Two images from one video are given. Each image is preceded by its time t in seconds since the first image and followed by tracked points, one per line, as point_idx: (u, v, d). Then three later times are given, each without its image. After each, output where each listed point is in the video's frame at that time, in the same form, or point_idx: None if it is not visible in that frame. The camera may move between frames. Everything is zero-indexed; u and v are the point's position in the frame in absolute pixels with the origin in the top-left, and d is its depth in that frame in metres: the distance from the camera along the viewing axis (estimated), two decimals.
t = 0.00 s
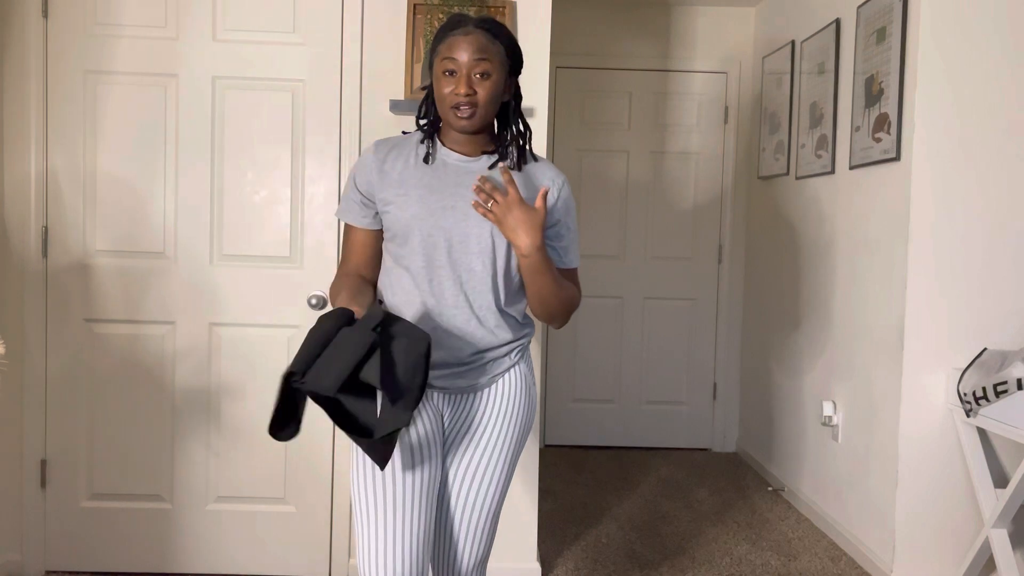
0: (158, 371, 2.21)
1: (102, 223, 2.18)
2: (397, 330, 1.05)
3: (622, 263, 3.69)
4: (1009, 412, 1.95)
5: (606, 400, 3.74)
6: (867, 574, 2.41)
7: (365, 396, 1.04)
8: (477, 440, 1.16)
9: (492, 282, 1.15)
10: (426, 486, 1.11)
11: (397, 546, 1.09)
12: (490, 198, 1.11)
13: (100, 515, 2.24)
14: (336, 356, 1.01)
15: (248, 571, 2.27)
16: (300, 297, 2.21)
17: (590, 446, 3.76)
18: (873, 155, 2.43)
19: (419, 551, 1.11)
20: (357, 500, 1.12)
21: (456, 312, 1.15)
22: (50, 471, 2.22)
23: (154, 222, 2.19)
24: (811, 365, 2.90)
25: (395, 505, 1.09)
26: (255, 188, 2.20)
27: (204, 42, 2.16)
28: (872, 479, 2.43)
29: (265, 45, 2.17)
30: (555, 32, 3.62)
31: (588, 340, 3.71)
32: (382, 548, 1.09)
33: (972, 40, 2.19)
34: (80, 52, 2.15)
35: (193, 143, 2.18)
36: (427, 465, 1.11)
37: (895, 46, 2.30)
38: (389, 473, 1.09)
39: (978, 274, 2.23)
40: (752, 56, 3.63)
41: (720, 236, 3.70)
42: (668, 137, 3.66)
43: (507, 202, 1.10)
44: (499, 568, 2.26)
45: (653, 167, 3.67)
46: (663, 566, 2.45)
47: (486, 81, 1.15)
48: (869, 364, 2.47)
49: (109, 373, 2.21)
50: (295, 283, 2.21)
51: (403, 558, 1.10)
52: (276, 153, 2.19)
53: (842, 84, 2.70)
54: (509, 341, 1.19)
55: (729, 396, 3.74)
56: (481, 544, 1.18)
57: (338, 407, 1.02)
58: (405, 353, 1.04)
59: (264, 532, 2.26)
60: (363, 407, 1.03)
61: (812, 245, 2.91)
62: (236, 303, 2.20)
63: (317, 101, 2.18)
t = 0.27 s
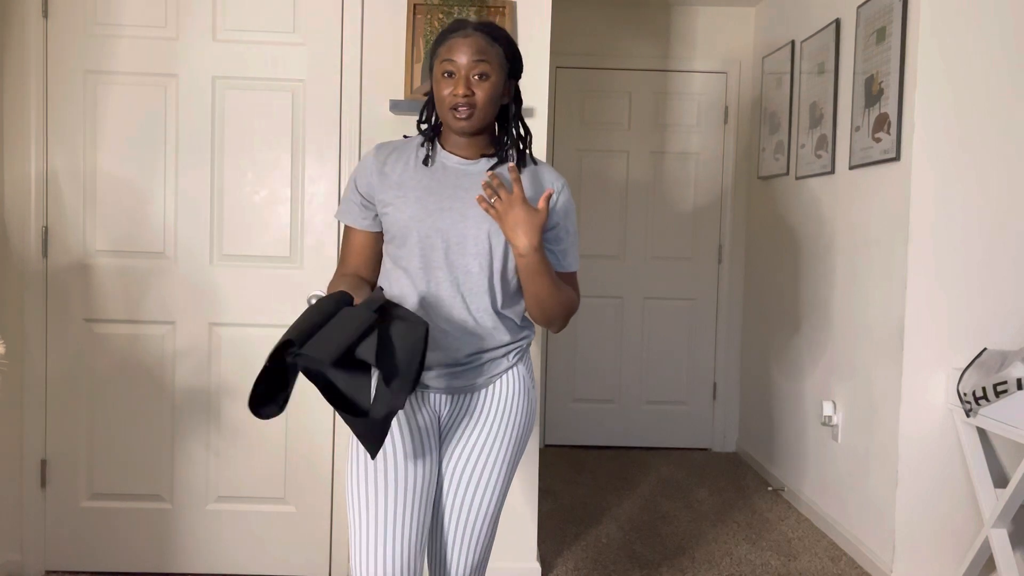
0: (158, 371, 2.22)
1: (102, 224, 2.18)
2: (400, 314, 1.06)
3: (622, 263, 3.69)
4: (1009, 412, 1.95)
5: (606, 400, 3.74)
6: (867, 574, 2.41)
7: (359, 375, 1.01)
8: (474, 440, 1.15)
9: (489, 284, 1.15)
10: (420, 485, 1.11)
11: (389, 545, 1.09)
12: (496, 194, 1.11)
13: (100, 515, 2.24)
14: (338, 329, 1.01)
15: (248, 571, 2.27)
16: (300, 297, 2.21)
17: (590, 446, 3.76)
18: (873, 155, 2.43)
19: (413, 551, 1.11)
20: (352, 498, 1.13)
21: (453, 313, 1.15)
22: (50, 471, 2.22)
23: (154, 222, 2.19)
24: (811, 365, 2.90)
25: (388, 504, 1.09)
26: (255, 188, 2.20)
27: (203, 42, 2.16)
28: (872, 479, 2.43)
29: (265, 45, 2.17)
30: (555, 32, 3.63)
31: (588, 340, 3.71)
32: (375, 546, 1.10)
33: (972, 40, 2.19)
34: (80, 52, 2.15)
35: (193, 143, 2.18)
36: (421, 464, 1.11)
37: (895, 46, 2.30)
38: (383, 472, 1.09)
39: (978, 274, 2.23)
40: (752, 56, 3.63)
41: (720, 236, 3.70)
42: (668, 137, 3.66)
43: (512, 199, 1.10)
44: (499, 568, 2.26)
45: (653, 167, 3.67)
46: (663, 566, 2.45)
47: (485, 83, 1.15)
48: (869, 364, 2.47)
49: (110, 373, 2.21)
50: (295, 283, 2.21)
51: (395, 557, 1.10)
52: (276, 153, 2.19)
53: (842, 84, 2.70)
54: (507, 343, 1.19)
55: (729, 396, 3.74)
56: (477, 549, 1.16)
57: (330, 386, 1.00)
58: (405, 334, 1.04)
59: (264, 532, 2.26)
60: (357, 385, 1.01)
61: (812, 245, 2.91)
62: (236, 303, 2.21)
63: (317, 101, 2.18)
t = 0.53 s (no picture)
0: (158, 371, 2.21)
1: (102, 224, 2.18)
2: (398, 289, 1.09)
3: (621, 263, 3.69)
4: (1009, 412, 1.95)
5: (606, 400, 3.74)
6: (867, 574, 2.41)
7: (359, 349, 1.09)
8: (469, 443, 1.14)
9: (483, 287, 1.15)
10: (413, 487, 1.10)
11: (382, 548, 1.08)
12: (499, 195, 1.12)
13: (100, 515, 2.24)
14: (338, 305, 1.10)
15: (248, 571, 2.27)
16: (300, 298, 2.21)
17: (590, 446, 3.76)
18: (873, 155, 2.43)
19: (406, 552, 1.10)
20: (347, 498, 1.13)
21: (447, 316, 1.16)
22: (50, 472, 2.22)
23: (154, 222, 2.19)
24: (811, 365, 2.90)
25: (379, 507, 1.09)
26: (255, 188, 2.20)
27: (203, 42, 2.16)
28: (872, 479, 2.43)
29: (266, 45, 2.17)
30: (555, 32, 3.62)
31: (588, 340, 3.71)
32: (367, 549, 1.09)
33: (972, 40, 2.19)
34: (80, 52, 2.15)
35: (193, 143, 2.18)
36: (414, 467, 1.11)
37: (895, 46, 2.30)
38: (376, 471, 1.09)
39: (978, 274, 2.23)
40: (752, 56, 3.63)
41: (720, 236, 3.70)
42: (668, 137, 3.66)
43: (515, 201, 1.10)
44: (499, 568, 2.26)
45: (652, 167, 3.67)
46: (663, 566, 2.45)
47: (483, 84, 1.15)
48: (869, 364, 2.47)
49: (110, 373, 2.21)
50: (296, 283, 2.21)
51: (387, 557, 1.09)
52: (276, 153, 2.19)
53: (842, 84, 2.70)
54: (503, 344, 1.19)
55: (729, 396, 3.74)
56: (474, 553, 1.15)
57: (329, 360, 1.09)
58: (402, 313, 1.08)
59: (264, 532, 2.26)
60: (356, 360, 1.09)
61: (812, 245, 2.91)
62: (236, 304, 2.20)
63: (317, 101, 2.18)
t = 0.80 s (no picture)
0: (158, 371, 2.21)
1: (102, 223, 2.18)
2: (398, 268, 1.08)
3: (621, 263, 3.69)
4: (1009, 412, 1.95)
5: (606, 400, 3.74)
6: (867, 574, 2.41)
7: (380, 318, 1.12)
8: (465, 444, 1.14)
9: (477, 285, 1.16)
10: (407, 488, 1.11)
11: (377, 551, 1.08)
12: (493, 223, 1.07)
13: (100, 514, 2.24)
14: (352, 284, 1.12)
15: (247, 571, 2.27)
16: (300, 297, 2.21)
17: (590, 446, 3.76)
18: (873, 155, 2.43)
19: (402, 552, 1.10)
20: (343, 498, 1.12)
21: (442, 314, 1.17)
22: (50, 471, 2.22)
23: (154, 222, 2.19)
24: (811, 365, 2.90)
25: (374, 509, 1.09)
26: (255, 188, 2.20)
27: (203, 43, 2.16)
28: (872, 479, 2.43)
29: (266, 45, 2.17)
30: (555, 32, 3.63)
31: (588, 340, 3.71)
32: (363, 551, 1.09)
33: (971, 40, 2.19)
34: (80, 52, 2.15)
35: (193, 143, 2.18)
36: (409, 468, 1.11)
37: (895, 46, 2.30)
38: (371, 472, 1.10)
39: (978, 274, 2.23)
40: (752, 57, 3.63)
41: (720, 236, 3.70)
42: (668, 137, 3.66)
43: (512, 229, 1.07)
44: (498, 568, 2.26)
45: (652, 167, 3.67)
46: (663, 566, 2.45)
47: (481, 85, 1.15)
48: (869, 364, 2.47)
49: (109, 372, 2.21)
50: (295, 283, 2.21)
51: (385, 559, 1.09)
52: (276, 153, 2.19)
53: (842, 84, 2.70)
54: (498, 343, 1.19)
55: (729, 396, 3.74)
56: (470, 551, 1.15)
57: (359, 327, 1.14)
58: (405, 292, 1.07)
59: (264, 532, 2.26)
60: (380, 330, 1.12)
61: (812, 245, 2.91)
62: (236, 304, 2.20)
63: (317, 101, 2.18)
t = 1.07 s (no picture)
0: (158, 371, 2.21)
1: (102, 223, 2.18)
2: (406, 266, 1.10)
3: (621, 263, 3.69)
4: (1008, 412, 1.95)
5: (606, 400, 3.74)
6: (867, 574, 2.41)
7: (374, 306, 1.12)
8: (464, 441, 1.14)
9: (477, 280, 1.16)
10: (411, 488, 1.11)
11: (383, 552, 1.08)
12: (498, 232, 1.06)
13: (100, 515, 2.24)
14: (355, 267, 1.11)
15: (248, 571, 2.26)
16: (300, 297, 2.21)
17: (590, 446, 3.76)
18: (873, 155, 2.43)
19: (407, 550, 1.11)
20: (345, 499, 1.12)
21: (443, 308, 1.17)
22: (50, 472, 2.22)
23: (154, 222, 2.19)
24: (811, 365, 2.90)
25: (379, 510, 1.08)
26: (255, 188, 2.20)
27: (203, 43, 2.16)
28: (872, 479, 2.43)
29: (266, 45, 2.17)
30: (555, 32, 3.62)
31: (588, 339, 3.71)
32: (368, 553, 1.08)
33: (971, 40, 2.19)
34: (80, 52, 2.15)
35: (193, 143, 2.18)
36: (412, 468, 1.11)
37: (895, 46, 2.30)
38: (375, 473, 1.09)
39: (978, 274, 2.23)
40: (752, 56, 3.63)
41: (720, 236, 3.70)
42: (668, 136, 3.66)
43: (518, 237, 1.07)
44: (498, 568, 2.26)
45: (652, 167, 3.67)
46: (663, 566, 2.45)
47: (481, 74, 1.17)
48: (869, 364, 2.47)
49: (109, 372, 2.21)
50: (296, 284, 2.21)
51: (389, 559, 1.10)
52: (276, 153, 2.19)
53: (842, 84, 2.70)
54: (497, 339, 1.20)
55: (729, 396, 3.74)
56: (472, 542, 1.18)
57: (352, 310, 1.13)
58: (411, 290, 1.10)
59: (264, 532, 2.26)
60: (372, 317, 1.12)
61: (812, 246, 2.91)
62: (236, 303, 2.20)
63: (317, 101, 2.18)
